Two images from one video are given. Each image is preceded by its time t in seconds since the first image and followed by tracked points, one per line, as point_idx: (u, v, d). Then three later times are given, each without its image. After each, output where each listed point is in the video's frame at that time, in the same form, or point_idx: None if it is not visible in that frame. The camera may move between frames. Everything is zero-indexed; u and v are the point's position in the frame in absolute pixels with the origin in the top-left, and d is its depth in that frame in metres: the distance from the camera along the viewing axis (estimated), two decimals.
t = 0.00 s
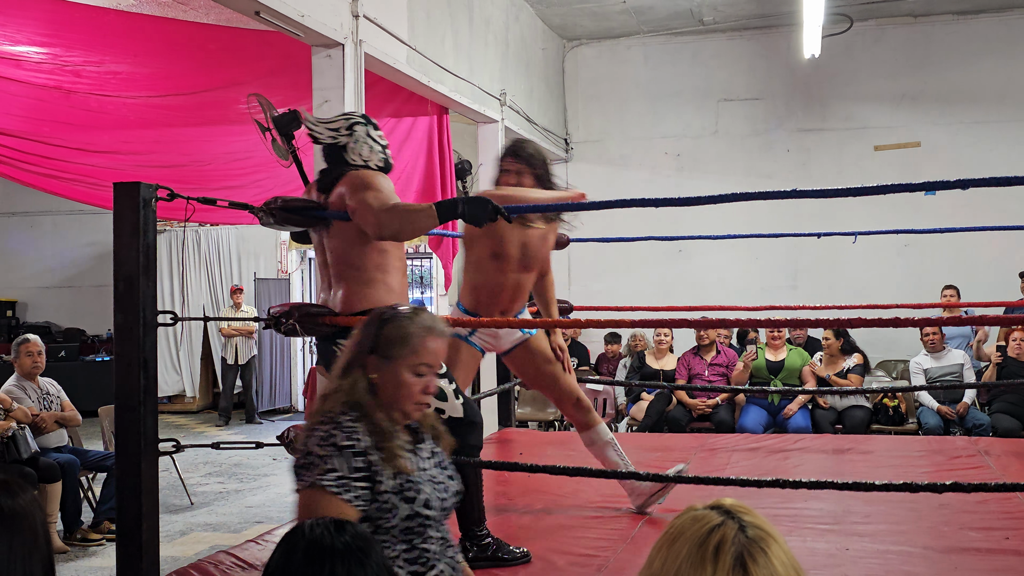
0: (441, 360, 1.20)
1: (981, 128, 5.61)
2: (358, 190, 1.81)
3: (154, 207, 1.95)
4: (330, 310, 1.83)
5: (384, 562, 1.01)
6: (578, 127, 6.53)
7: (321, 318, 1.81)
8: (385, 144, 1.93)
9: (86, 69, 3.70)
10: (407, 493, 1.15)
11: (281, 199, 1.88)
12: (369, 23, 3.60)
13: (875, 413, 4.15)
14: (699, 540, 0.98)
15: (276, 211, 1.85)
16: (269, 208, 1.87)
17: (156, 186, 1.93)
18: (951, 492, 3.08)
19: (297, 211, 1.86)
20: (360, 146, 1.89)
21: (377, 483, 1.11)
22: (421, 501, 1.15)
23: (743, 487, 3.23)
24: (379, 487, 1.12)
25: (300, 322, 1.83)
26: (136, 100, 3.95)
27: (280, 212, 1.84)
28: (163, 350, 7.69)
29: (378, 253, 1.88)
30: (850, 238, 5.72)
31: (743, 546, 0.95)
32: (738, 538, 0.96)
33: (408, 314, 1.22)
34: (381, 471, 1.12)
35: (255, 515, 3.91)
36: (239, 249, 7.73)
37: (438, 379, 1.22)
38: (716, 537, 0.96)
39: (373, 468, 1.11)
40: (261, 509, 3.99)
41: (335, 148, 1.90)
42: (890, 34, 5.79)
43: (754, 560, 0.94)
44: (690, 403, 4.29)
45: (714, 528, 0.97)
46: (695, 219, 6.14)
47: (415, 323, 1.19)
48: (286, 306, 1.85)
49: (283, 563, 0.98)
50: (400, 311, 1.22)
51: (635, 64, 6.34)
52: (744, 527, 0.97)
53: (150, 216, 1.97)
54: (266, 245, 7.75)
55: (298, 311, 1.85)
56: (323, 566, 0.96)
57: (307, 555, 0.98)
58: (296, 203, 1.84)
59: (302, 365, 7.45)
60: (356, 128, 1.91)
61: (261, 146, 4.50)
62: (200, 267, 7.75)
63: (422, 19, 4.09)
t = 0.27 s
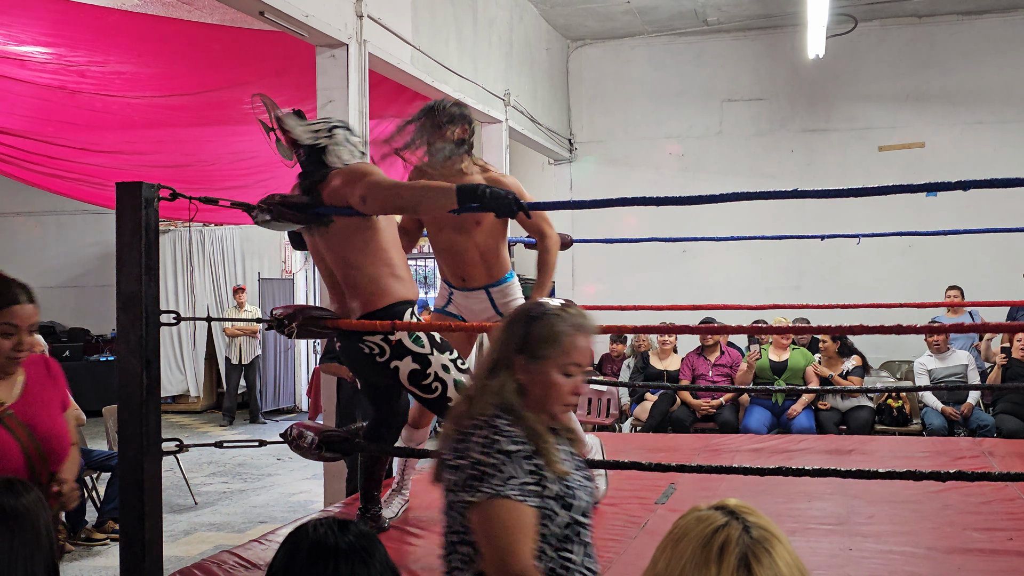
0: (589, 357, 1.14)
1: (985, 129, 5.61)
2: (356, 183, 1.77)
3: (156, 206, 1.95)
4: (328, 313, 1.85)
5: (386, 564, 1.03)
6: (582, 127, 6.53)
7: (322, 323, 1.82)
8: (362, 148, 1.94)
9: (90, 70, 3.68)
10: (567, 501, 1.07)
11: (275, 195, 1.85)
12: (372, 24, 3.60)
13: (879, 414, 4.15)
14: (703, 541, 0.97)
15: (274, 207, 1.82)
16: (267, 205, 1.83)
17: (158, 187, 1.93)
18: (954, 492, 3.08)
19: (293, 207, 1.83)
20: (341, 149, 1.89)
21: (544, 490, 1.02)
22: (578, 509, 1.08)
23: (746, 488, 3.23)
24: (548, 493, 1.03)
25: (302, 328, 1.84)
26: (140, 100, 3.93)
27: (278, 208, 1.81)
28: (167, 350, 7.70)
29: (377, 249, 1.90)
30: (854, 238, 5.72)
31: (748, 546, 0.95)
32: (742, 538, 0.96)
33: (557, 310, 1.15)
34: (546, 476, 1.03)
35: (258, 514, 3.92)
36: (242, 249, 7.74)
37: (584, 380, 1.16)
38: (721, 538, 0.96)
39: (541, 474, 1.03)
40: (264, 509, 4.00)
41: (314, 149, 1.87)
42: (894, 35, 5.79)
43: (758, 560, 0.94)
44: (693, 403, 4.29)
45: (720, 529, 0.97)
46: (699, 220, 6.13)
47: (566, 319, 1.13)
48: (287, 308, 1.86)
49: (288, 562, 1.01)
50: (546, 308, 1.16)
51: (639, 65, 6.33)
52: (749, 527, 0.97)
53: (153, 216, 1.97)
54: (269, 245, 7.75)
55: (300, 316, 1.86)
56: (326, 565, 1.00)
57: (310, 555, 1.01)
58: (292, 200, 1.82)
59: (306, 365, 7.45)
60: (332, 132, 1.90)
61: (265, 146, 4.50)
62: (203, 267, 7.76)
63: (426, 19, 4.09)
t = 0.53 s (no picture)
0: (758, 353, 1.22)
1: (990, 129, 5.60)
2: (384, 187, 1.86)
3: (160, 205, 1.95)
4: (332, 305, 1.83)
5: (388, 562, 1.03)
6: (585, 127, 6.53)
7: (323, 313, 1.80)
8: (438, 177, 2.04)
9: (92, 68, 3.69)
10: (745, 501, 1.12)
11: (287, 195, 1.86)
12: (375, 23, 3.60)
13: (882, 414, 4.14)
14: (706, 541, 0.96)
15: (282, 208, 1.83)
16: (275, 206, 1.84)
17: (162, 186, 1.93)
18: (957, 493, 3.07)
19: (302, 208, 1.85)
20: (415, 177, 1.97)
21: (719, 487, 1.09)
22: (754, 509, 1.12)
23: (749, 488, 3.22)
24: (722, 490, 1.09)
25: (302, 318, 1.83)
26: (142, 99, 3.95)
27: (283, 210, 1.82)
28: (169, 349, 7.70)
29: (385, 259, 1.91)
30: (857, 238, 5.71)
31: (750, 547, 0.93)
32: (745, 538, 0.94)
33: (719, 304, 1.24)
34: (720, 473, 1.10)
35: (261, 514, 3.91)
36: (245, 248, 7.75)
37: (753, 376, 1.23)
38: (723, 538, 0.95)
39: (716, 475, 1.10)
40: (266, 509, 4.00)
41: (395, 161, 1.97)
42: (897, 35, 5.79)
43: (761, 561, 0.92)
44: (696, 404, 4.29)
45: (721, 530, 0.96)
46: (702, 220, 6.12)
47: (728, 314, 1.21)
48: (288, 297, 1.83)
49: (293, 557, 1.01)
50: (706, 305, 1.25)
51: (642, 64, 6.33)
52: (751, 528, 0.96)
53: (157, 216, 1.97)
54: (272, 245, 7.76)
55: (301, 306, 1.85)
56: (329, 563, 1.00)
57: (315, 552, 1.01)
58: (301, 200, 1.84)
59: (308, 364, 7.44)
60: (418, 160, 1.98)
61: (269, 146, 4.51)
62: (206, 266, 7.76)
63: (429, 18, 4.09)
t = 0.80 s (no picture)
0: (918, 343, 1.14)
1: (992, 128, 5.59)
2: (378, 190, 1.84)
3: (161, 205, 1.94)
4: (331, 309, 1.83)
5: (390, 561, 1.03)
6: (587, 126, 6.52)
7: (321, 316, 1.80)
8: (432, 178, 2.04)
9: (93, 68, 3.68)
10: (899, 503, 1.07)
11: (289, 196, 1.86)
12: (376, 22, 3.59)
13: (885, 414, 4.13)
14: (707, 541, 0.95)
15: (281, 209, 1.84)
16: (276, 207, 1.85)
17: (163, 185, 1.93)
18: (960, 493, 3.06)
19: (302, 209, 1.85)
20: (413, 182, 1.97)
21: (869, 490, 1.03)
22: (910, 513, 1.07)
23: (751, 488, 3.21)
24: (876, 494, 1.04)
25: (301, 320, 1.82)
26: (143, 99, 3.95)
27: (283, 210, 1.83)
28: (170, 348, 7.70)
29: (381, 260, 1.90)
30: (859, 238, 5.70)
31: (752, 547, 0.93)
32: (747, 538, 0.94)
33: (871, 298, 1.16)
34: (871, 473, 1.04)
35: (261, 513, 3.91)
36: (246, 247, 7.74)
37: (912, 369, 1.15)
38: (725, 538, 0.95)
39: (864, 470, 1.04)
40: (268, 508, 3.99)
41: (391, 163, 1.94)
42: (900, 34, 5.78)
43: (762, 561, 0.92)
44: (698, 403, 4.28)
45: (723, 529, 0.96)
46: (704, 219, 6.11)
47: (883, 305, 1.13)
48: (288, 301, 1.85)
49: (292, 559, 1.00)
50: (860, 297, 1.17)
51: (644, 63, 6.32)
52: (753, 527, 0.95)
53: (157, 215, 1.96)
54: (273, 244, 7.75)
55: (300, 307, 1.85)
56: (330, 564, 0.99)
57: (314, 552, 1.00)
58: (302, 201, 1.84)
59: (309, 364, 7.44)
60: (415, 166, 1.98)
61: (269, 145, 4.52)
62: (207, 265, 7.75)
63: (431, 17, 4.08)
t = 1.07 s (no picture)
0: None
1: (993, 128, 5.59)
2: (377, 188, 1.82)
3: (161, 204, 1.94)
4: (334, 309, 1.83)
5: (390, 562, 1.02)
6: (587, 125, 6.52)
7: (326, 318, 1.80)
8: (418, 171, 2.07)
9: (94, 67, 3.67)
10: None
11: (290, 195, 1.85)
12: (377, 21, 3.59)
13: (885, 414, 4.14)
14: (708, 540, 0.96)
15: (284, 208, 1.83)
16: (276, 205, 1.84)
17: (164, 184, 1.93)
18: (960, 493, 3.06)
19: (303, 208, 1.85)
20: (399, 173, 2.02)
21: None
22: None
23: (751, 488, 3.22)
24: None
25: (302, 320, 1.82)
26: (143, 98, 3.95)
27: (286, 210, 1.83)
28: (171, 348, 7.70)
29: (379, 258, 1.90)
30: (860, 238, 5.71)
31: (753, 546, 0.94)
32: (747, 538, 0.95)
33: None
34: None
35: (263, 513, 3.91)
36: (247, 247, 7.75)
37: None
38: (726, 538, 0.95)
39: None
40: (269, 508, 4.00)
41: (378, 157, 1.98)
42: (900, 34, 5.78)
43: (763, 560, 0.93)
44: (698, 403, 4.29)
45: (723, 530, 0.96)
46: (705, 219, 6.12)
47: None
48: (289, 300, 1.84)
49: (290, 562, 0.99)
50: None
51: (644, 63, 6.33)
52: (753, 527, 0.96)
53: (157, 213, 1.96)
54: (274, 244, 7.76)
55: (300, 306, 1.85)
56: (330, 565, 0.98)
57: (314, 553, 0.99)
58: (303, 199, 1.84)
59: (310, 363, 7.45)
60: (401, 156, 2.02)
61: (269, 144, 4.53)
62: (208, 264, 7.76)
63: (431, 16, 4.08)
